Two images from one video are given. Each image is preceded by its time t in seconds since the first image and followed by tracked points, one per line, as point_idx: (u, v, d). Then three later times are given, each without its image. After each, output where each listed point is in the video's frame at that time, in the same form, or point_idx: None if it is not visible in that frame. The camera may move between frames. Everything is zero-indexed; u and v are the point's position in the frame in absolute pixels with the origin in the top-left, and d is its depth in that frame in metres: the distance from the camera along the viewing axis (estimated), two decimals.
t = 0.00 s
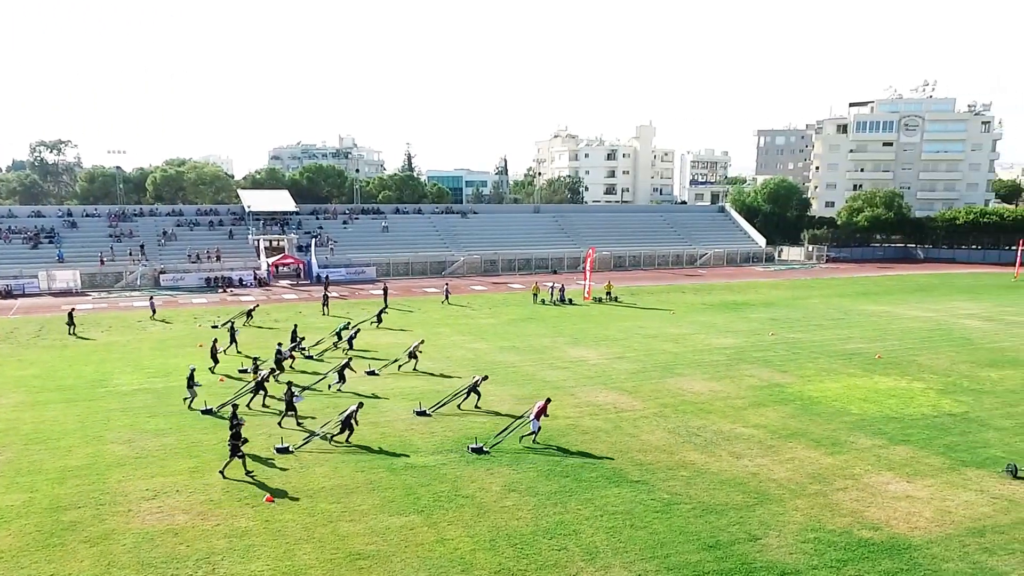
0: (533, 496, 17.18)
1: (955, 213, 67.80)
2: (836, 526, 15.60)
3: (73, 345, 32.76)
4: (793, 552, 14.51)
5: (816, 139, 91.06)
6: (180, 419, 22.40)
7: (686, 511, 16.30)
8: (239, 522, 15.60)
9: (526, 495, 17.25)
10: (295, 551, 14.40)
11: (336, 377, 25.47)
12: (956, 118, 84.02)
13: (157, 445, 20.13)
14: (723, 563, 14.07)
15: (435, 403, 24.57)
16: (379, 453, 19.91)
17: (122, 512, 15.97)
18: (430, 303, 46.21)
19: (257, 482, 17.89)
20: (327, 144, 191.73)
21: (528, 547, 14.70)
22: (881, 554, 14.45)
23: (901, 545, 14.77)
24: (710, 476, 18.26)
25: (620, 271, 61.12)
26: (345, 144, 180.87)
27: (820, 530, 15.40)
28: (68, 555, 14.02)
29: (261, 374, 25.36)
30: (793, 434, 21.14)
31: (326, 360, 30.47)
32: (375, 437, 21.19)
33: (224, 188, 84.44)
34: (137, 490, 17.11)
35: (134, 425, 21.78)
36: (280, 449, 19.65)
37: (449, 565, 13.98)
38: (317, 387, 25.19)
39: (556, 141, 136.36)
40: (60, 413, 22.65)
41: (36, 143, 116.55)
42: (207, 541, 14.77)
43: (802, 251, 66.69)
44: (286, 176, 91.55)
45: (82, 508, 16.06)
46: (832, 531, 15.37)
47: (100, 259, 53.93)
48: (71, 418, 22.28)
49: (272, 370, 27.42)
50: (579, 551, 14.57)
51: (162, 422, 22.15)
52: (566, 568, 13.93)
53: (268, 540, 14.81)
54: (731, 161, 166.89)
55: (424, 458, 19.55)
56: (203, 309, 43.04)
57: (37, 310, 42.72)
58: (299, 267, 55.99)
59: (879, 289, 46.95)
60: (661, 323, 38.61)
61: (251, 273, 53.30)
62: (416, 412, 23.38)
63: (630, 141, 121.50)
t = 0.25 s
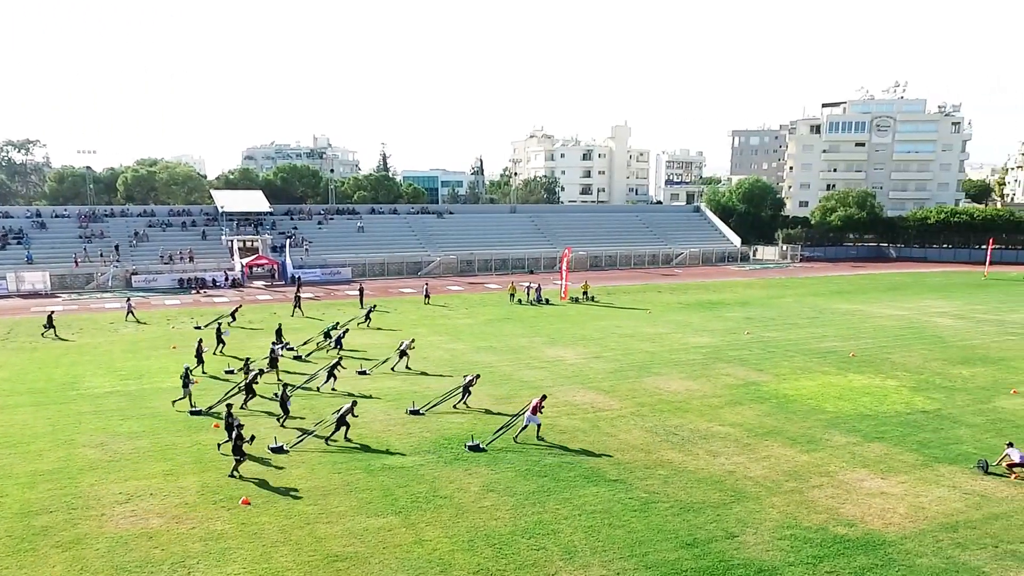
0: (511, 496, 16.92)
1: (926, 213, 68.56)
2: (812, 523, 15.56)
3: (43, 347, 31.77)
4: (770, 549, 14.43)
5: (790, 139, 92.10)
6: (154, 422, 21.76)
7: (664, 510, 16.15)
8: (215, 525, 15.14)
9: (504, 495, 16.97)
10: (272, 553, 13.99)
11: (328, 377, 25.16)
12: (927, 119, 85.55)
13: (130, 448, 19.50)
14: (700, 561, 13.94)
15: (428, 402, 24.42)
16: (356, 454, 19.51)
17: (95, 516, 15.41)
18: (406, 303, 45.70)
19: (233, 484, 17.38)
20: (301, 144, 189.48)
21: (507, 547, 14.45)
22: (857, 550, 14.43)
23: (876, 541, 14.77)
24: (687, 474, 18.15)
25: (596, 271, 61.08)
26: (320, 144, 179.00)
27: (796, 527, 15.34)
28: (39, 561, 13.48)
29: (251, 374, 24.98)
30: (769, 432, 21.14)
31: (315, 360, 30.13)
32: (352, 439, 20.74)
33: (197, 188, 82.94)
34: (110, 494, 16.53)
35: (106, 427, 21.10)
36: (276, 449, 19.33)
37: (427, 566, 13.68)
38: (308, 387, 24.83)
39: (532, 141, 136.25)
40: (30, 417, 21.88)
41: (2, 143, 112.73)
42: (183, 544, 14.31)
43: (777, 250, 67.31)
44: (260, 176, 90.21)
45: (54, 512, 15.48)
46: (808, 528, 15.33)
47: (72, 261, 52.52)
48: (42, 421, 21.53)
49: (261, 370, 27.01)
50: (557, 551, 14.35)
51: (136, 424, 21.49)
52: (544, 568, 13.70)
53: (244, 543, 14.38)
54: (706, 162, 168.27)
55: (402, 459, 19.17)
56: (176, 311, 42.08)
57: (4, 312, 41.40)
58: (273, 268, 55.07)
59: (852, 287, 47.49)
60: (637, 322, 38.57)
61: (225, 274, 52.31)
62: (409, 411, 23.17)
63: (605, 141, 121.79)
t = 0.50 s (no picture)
0: (492, 496, 16.70)
1: (902, 213, 69.74)
2: (791, 520, 15.53)
3: (16, 349, 30.91)
4: (750, 546, 14.36)
5: (768, 139, 92.79)
6: (130, 424, 21.21)
7: (644, 508, 16.04)
8: (194, 528, 14.75)
9: (485, 495, 16.74)
10: (252, 555, 13.66)
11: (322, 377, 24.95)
12: (902, 119, 86.91)
13: (107, 451, 18.98)
14: (681, 559, 13.84)
15: (423, 401, 24.31)
16: (336, 455, 19.16)
17: (71, 519, 14.97)
18: (386, 304, 45.23)
19: (212, 486, 16.96)
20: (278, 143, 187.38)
21: (489, 547, 14.24)
22: (835, 546, 14.41)
23: (854, 538, 14.77)
24: (668, 473, 18.06)
25: (576, 271, 61.07)
26: (298, 143, 177.17)
27: (776, 525, 15.30)
28: (14, 565, 13.06)
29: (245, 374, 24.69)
30: (748, 430, 21.14)
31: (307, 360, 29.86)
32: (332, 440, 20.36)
33: (173, 188, 81.55)
34: (86, 497, 16.07)
35: (82, 430, 20.53)
36: (274, 447, 19.14)
37: (408, 566, 13.43)
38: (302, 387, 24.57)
39: (511, 141, 136.07)
40: (4, 420, 21.22)
41: None
42: (161, 547, 13.93)
43: (755, 249, 67.87)
44: (237, 176, 89.00)
45: (29, 516, 15.01)
46: (787, 526, 15.30)
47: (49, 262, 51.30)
48: (15, 424, 20.89)
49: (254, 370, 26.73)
50: (539, 550, 14.17)
51: (112, 426, 20.92)
52: (526, 567, 13.52)
53: (224, 545, 14.03)
54: (684, 162, 169.37)
55: (383, 460, 18.85)
56: (152, 312, 41.23)
57: None
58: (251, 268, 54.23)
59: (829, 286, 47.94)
60: (617, 322, 38.52)
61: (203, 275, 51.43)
62: (406, 410, 23.04)
63: (585, 140, 121.88)
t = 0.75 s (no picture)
0: (471, 497, 16.45)
1: (877, 213, 70.72)
2: (769, 518, 15.48)
3: None
4: (729, 545, 14.27)
5: (745, 139, 93.39)
6: (105, 426, 20.65)
7: (624, 508, 15.89)
8: (170, 531, 14.38)
9: (465, 496, 16.49)
10: (230, 559, 13.34)
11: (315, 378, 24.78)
12: (876, 120, 88.24)
13: (82, 454, 18.45)
14: (661, 558, 13.72)
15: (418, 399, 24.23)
16: (314, 457, 18.79)
17: (44, 525, 14.53)
18: (364, 305, 44.73)
19: (188, 489, 16.54)
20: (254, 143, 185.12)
21: (469, 547, 14.03)
22: (812, 544, 14.38)
23: (831, 535, 14.74)
24: (647, 472, 17.93)
25: (555, 271, 60.98)
26: (274, 143, 175.05)
27: (754, 523, 15.24)
28: None
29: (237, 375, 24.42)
30: (726, 429, 21.11)
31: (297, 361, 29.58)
32: (311, 442, 19.97)
33: (147, 189, 80.09)
34: (60, 501, 15.61)
35: (55, 433, 19.94)
36: (271, 446, 19.04)
37: (388, 568, 13.18)
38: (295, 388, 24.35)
39: (489, 141, 135.82)
40: None
41: None
42: (137, 551, 13.57)
43: (733, 249, 68.41)
44: (213, 177, 87.72)
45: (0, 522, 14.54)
46: (765, 524, 15.23)
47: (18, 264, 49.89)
48: None
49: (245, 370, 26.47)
50: (519, 550, 13.97)
51: (86, 429, 20.35)
52: (506, 567, 13.33)
53: (201, 549, 13.69)
54: (661, 162, 170.34)
55: (363, 461, 18.52)
56: (127, 314, 40.32)
57: None
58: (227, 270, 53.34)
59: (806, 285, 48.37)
60: (596, 322, 38.45)
61: (179, 276, 50.46)
62: (402, 409, 22.96)
63: (563, 140, 121.99)
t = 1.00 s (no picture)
0: (451, 497, 16.19)
1: (852, 212, 71.62)
2: (747, 516, 15.41)
3: None
4: (707, 543, 14.17)
5: (721, 139, 94.42)
6: (78, 429, 20.06)
7: (603, 507, 15.72)
8: (145, 535, 14.00)
9: (444, 496, 16.21)
10: (206, 562, 13.01)
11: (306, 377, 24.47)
12: (850, 120, 89.43)
13: (55, 457, 17.89)
14: (640, 556, 13.59)
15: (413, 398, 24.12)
16: (292, 458, 18.40)
17: (15, 530, 14.09)
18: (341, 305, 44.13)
19: (164, 491, 16.10)
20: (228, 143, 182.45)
21: (448, 548, 13.79)
22: (790, 541, 14.33)
23: (809, 532, 14.70)
24: (626, 472, 17.79)
25: (533, 271, 60.85)
26: (249, 143, 172.70)
27: (732, 521, 15.17)
28: None
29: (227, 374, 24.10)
30: (704, 428, 21.06)
31: (286, 360, 29.23)
32: (288, 443, 19.54)
33: (120, 189, 78.47)
34: (31, 506, 15.13)
35: (26, 437, 19.30)
36: (266, 445, 18.86)
37: (367, 569, 12.93)
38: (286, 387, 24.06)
39: (466, 141, 135.36)
40: None
41: None
42: (111, 555, 13.22)
43: (710, 248, 68.88)
44: (187, 177, 86.26)
45: None
46: (743, 521, 15.16)
47: None
48: None
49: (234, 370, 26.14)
50: (498, 550, 13.77)
51: (59, 432, 19.74)
52: (485, 568, 13.12)
53: (177, 552, 13.35)
54: (639, 162, 171.15)
55: (341, 462, 18.16)
56: (100, 315, 39.37)
57: None
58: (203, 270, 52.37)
59: (782, 284, 48.75)
60: (574, 321, 38.35)
61: (153, 277, 49.38)
62: (396, 407, 22.81)
63: (540, 140, 121.99)
